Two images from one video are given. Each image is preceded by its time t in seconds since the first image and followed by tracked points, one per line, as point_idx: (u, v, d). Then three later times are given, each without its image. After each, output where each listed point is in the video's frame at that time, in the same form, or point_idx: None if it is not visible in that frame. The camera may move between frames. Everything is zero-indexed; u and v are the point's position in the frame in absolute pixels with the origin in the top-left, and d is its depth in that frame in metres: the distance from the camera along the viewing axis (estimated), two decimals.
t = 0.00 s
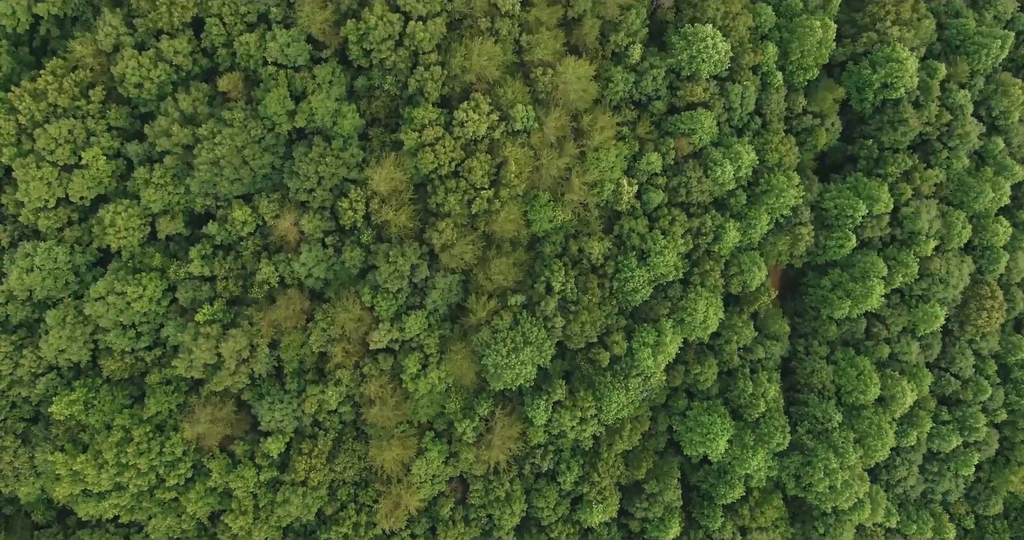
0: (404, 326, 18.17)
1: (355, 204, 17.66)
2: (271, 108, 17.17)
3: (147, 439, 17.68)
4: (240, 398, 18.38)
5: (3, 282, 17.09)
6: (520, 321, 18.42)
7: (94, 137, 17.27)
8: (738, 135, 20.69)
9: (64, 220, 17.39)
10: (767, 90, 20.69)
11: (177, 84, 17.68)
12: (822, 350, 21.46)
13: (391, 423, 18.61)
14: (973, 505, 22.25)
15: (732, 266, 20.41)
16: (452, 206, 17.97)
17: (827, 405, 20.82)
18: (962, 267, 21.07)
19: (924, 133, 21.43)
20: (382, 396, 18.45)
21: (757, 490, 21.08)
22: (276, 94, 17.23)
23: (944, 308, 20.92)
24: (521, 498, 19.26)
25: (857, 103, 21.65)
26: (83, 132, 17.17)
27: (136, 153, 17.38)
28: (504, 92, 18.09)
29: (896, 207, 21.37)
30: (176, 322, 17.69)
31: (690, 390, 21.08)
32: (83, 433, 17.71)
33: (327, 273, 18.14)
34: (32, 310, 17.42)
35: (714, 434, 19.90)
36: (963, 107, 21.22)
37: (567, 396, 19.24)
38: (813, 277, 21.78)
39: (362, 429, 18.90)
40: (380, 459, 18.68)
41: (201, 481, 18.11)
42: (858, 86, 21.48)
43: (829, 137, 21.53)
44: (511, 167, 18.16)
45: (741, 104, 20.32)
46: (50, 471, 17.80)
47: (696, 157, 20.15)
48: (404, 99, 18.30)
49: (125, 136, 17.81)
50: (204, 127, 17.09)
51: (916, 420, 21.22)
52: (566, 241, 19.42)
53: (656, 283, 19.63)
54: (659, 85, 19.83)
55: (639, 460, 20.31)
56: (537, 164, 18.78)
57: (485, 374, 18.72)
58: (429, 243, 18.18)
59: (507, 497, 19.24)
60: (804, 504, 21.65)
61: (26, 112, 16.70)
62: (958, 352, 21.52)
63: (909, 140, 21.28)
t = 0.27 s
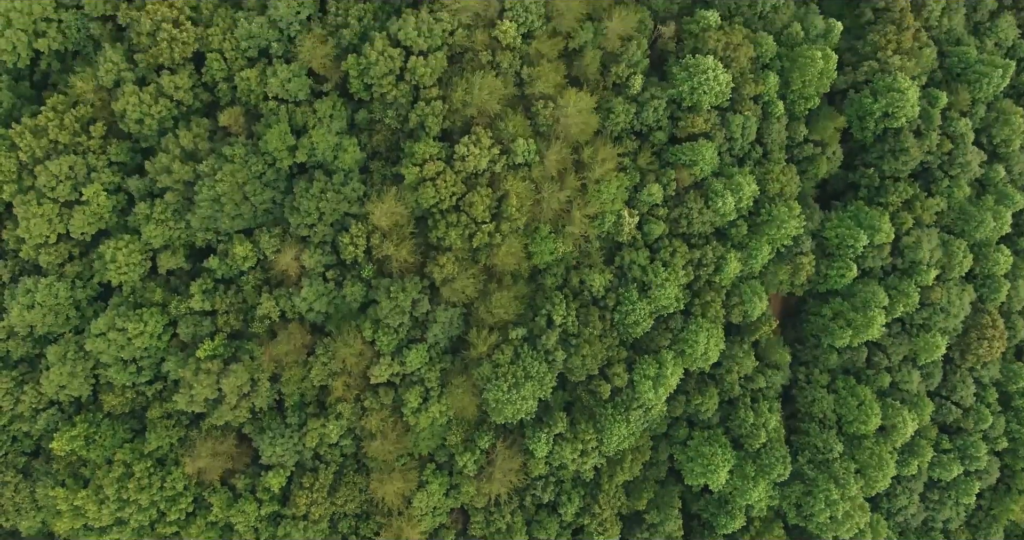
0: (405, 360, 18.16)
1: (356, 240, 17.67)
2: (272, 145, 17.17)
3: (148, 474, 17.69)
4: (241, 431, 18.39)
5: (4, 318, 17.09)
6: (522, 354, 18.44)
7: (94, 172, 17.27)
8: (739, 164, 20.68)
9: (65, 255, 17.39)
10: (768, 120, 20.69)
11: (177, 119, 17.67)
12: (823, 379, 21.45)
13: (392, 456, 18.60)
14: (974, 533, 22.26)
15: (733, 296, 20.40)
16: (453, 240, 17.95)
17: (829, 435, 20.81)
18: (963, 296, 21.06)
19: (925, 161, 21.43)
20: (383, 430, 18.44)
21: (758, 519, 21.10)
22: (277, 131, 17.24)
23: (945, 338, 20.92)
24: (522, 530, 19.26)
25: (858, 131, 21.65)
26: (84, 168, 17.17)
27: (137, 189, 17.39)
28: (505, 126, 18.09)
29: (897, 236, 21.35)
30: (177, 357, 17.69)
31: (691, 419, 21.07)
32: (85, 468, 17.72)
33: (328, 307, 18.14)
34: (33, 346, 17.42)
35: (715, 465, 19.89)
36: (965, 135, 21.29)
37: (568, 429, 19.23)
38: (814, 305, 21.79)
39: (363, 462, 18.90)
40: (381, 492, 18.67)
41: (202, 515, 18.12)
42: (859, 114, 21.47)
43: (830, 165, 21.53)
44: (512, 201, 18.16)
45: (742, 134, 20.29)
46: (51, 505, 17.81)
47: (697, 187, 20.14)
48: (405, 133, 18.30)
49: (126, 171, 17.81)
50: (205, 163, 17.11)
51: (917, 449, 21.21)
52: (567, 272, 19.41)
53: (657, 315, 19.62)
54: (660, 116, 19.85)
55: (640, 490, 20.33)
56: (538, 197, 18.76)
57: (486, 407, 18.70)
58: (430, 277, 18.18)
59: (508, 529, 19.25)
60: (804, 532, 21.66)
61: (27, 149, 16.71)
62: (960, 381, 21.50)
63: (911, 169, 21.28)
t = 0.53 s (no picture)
0: (405, 389, 18.16)
1: (357, 270, 17.68)
2: (273, 176, 17.18)
3: (149, 504, 17.71)
4: (242, 459, 18.41)
5: (5, 349, 17.06)
6: (522, 383, 18.46)
7: (95, 203, 17.25)
8: (740, 189, 20.68)
9: (66, 286, 17.37)
10: (769, 145, 20.68)
11: (178, 149, 17.66)
12: (824, 403, 21.47)
13: (393, 485, 18.61)
14: None
15: (734, 322, 20.39)
16: (454, 270, 17.94)
17: (830, 461, 20.84)
18: (964, 321, 21.06)
19: (926, 186, 21.43)
20: (384, 459, 18.44)
21: None
22: (278, 162, 17.25)
23: (946, 363, 20.91)
24: None
25: (859, 155, 21.65)
26: (85, 199, 17.16)
27: (138, 219, 17.38)
28: (506, 155, 18.10)
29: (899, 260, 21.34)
30: (178, 387, 17.68)
31: (692, 444, 21.07)
32: (85, 497, 17.72)
33: (329, 336, 18.15)
34: (34, 376, 17.40)
35: (715, 492, 19.87)
36: (966, 160, 21.30)
37: (569, 456, 19.23)
38: (815, 328, 21.80)
39: (364, 490, 18.90)
40: (382, 521, 18.67)
41: None
42: (860, 138, 21.47)
43: (831, 190, 21.52)
44: (513, 231, 18.16)
45: (744, 159, 20.27)
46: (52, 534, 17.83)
47: (698, 213, 20.13)
48: (406, 161, 18.29)
49: (127, 200, 17.79)
50: (206, 194, 17.12)
51: (918, 474, 21.22)
52: (568, 299, 19.41)
53: (658, 342, 19.62)
54: (660, 142, 19.86)
55: (641, 516, 20.40)
56: (539, 225, 18.75)
57: (486, 436, 18.69)
58: (431, 306, 18.19)
59: None
60: None
61: (27, 181, 16.68)
62: (960, 405, 21.51)
63: (911, 194, 21.27)
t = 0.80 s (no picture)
0: (406, 418, 18.16)
1: (358, 300, 17.72)
2: (273, 207, 17.19)
3: (151, 533, 17.77)
4: (244, 488, 18.44)
5: (6, 380, 17.05)
6: (523, 412, 18.48)
7: (96, 233, 17.24)
8: (740, 215, 20.70)
9: (66, 316, 17.36)
10: (770, 171, 20.67)
11: (179, 179, 17.67)
12: (825, 427, 21.50)
13: (395, 513, 18.61)
14: None
15: (735, 348, 20.37)
16: (455, 299, 17.93)
17: (830, 486, 20.91)
18: (965, 346, 21.04)
19: (926, 211, 21.42)
20: (385, 487, 18.44)
21: None
22: (279, 193, 17.25)
23: (947, 389, 20.90)
24: None
25: (860, 179, 21.65)
26: (86, 230, 17.15)
27: (138, 249, 17.38)
28: (507, 185, 18.11)
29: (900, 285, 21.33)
30: (178, 417, 17.67)
31: (692, 468, 21.09)
32: (86, 527, 17.74)
33: (330, 365, 18.16)
34: (35, 407, 17.40)
35: (716, 518, 19.86)
36: (967, 185, 21.27)
37: (570, 484, 19.25)
38: (816, 352, 21.83)
39: (365, 517, 18.91)
40: None
41: None
42: (861, 163, 21.46)
43: (831, 215, 21.51)
44: (514, 260, 18.16)
45: (744, 186, 20.27)
46: None
47: (699, 239, 20.14)
48: (407, 190, 18.29)
49: (128, 229, 17.79)
50: (207, 226, 17.13)
51: (919, 499, 21.22)
52: (569, 326, 19.42)
53: (659, 368, 19.63)
54: (661, 169, 19.87)
55: None
56: (540, 254, 18.74)
57: (487, 464, 18.68)
58: (432, 335, 18.20)
59: None
60: None
61: (28, 213, 16.66)
62: (961, 429, 21.52)
63: (912, 218, 21.25)
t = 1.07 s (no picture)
0: (407, 453, 18.15)
1: (359, 335, 17.75)
2: (274, 244, 17.20)
3: None
4: (245, 521, 18.48)
5: (7, 416, 17.05)
6: (524, 446, 18.53)
7: (97, 269, 17.24)
8: (741, 244, 20.71)
9: (67, 351, 17.36)
10: (771, 200, 20.66)
11: (180, 214, 17.68)
12: (825, 456, 21.51)
13: None
14: None
15: (736, 378, 20.35)
16: (455, 334, 17.92)
17: (830, 516, 20.96)
18: (965, 375, 21.07)
19: (927, 239, 21.41)
20: (386, 521, 18.46)
21: None
22: (280, 229, 17.27)
23: (948, 418, 20.97)
24: None
25: (862, 207, 21.63)
26: (87, 265, 17.15)
27: (139, 285, 17.39)
28: (508, 219, 18.10)
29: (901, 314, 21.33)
30: (179, 451, 17.69)
31: (693, 497, 21.10)
32: None
33: (331, 399, 18.18)
34: (37, 442, 17.41)
35: None
36: (968, 214, 21.19)
37: (570, 515, 19.34)
38: (817, 380, 21.85)
39: None
40: None
41: None
42: (862, 191, 21.45)
43: (832, 243, 21.51)
44: (515, 294, 18.16)
45: (745, 216, 20.28)
46: None
47: (700, 270, 20.15)
48: (408, 224, 18.28)
49: (129, 264, 17.80)
50: (209, 262, 17.16)
51: (919, 528, 21.21)
52: (570, 358, 19.41)
53: (660, 400, 19.64)
54: (662, 200, 19.87)
55: None
56: (541, 287, 18.73)
57: (488, 497, 18.67)
58: (433, 369, 18.20)
59: None
60: None
61: (29, 249, 16.67)
62: (962, 458, 21.54)
63: (913, 247, 21.22)
